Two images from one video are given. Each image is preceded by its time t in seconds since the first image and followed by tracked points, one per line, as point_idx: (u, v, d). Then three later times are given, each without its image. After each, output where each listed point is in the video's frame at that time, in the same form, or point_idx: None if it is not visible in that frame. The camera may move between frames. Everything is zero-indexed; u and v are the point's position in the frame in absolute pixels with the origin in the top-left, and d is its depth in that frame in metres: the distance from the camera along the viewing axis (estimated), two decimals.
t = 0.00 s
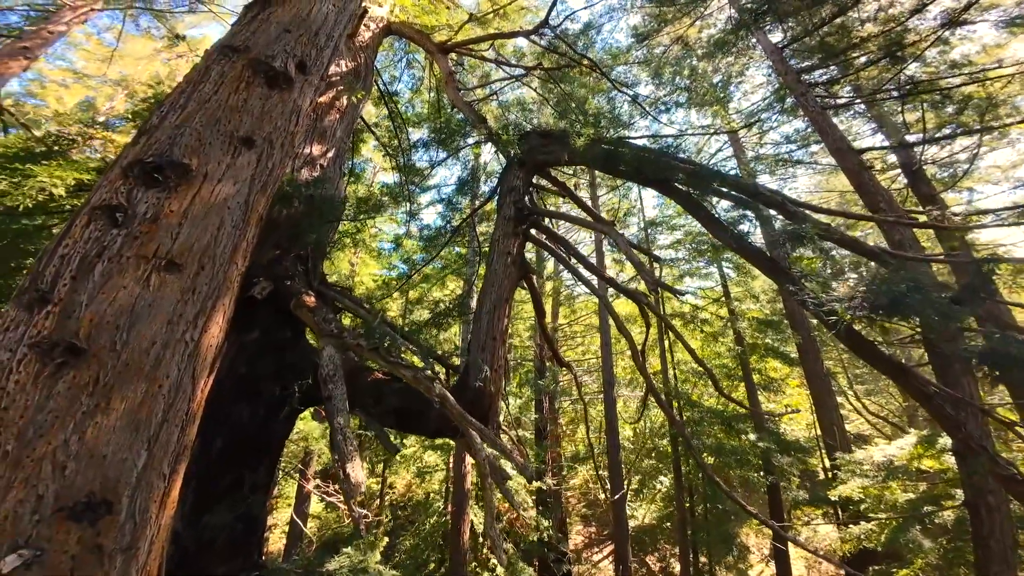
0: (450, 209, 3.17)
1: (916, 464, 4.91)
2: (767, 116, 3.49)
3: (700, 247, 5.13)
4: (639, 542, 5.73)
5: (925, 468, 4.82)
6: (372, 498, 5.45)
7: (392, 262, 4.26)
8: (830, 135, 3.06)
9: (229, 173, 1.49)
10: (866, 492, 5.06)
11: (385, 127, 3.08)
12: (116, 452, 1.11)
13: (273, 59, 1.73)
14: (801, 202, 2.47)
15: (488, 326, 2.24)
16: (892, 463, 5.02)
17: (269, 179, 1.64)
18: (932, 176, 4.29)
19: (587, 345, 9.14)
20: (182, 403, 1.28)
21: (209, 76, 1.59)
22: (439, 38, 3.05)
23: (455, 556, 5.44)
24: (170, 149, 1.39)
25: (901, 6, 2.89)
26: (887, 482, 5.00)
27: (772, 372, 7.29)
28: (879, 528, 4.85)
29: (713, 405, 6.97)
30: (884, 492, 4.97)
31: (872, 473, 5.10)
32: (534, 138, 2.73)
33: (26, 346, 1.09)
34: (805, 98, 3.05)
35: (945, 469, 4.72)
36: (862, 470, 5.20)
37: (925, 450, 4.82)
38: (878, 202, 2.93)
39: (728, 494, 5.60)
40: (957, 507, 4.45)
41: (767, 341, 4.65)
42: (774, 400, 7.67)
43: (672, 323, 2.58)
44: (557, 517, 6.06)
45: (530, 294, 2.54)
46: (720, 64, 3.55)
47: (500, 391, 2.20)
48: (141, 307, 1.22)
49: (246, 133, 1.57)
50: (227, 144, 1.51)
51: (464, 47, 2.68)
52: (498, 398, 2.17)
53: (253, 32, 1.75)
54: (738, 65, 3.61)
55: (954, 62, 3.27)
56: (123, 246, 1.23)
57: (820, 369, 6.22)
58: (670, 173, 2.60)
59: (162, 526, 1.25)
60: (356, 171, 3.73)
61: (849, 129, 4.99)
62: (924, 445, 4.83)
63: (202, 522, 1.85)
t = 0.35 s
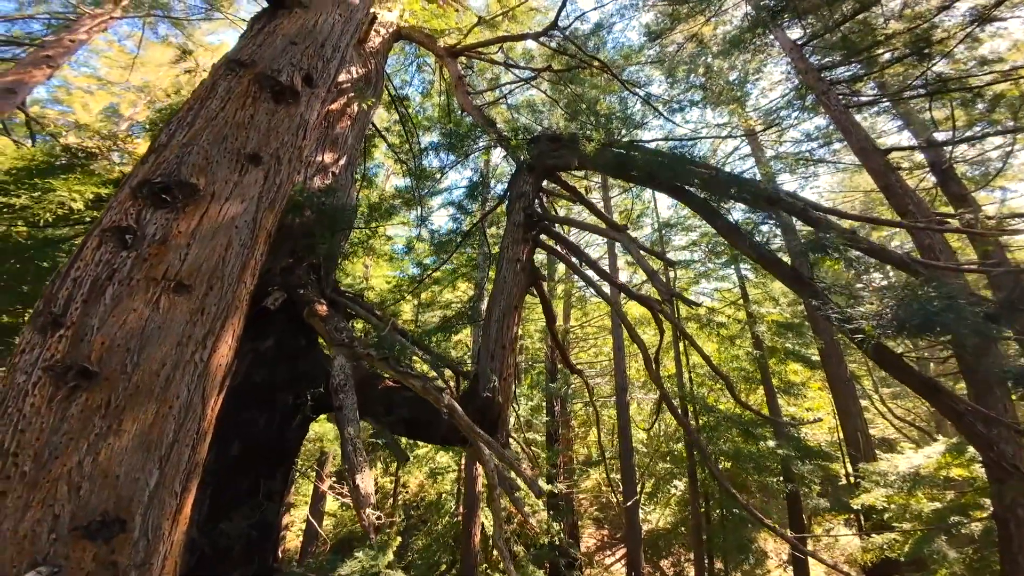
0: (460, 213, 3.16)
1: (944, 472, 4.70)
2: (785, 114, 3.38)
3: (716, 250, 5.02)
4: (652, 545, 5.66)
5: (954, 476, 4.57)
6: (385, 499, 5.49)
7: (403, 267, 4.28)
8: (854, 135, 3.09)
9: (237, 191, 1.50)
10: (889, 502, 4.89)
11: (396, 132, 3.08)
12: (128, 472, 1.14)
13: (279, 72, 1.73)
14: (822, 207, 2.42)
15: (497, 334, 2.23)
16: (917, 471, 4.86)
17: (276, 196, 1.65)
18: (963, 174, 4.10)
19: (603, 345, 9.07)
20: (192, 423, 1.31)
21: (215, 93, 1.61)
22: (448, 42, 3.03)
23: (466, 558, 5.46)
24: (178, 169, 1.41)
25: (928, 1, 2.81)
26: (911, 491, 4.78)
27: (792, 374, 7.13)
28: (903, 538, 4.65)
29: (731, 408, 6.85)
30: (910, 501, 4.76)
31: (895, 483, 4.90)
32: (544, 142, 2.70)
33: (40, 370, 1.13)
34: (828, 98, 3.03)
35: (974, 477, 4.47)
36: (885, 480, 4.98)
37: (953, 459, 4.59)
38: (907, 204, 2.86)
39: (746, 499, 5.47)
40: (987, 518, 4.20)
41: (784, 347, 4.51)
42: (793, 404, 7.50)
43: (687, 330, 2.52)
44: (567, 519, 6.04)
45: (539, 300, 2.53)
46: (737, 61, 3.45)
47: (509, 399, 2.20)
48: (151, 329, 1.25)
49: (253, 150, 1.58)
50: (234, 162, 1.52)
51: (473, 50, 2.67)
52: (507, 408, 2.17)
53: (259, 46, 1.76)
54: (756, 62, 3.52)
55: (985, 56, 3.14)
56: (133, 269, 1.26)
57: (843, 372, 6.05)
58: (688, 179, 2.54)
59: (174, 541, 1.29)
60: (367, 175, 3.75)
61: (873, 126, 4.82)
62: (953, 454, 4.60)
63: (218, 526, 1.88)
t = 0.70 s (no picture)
0: (472, 217, 3.15)
1: (970, 487, 4.47)
2: (810, 114, 3.42)
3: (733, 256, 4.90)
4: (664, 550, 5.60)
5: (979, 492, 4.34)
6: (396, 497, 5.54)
7: (414, 269, 4.30)
8: (882, 141, 2.82)
9: (247, 208, 1.48)
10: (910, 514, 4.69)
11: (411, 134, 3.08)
12: (141, 484, 1.16)
13: (289, 86, 1.71)
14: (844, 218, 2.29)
15: (506, 343, 2.22)
16: (941, 486, 4.61)
17: (287, 210, 1.63)
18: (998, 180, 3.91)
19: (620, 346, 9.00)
20: (203, 436, 1.32)
21: (227, 107, 1.59)
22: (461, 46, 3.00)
23: (473, 560, 5.50)
24: (190, 187, 1.40)
25: (960, 1, 2.75)
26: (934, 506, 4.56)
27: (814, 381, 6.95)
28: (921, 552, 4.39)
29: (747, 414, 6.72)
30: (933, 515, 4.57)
31: (917, 496, 4.70)
32: (555, 148, 2.67)
33: (60, 385, 1.15)
34: (853, 99, 2.90)
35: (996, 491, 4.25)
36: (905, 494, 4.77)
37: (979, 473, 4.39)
38: (937, 211, 2.74)
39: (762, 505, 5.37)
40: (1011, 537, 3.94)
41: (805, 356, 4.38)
42: (815, 412, 7.31)
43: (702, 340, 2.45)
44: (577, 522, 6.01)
45: (549, 308, 2.52)
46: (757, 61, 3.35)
47: (516, 409, 2.18)
48: (163, 346, 1.25)
49: (263, 165, 1.56)
50: (245, 178, 1.50)
51: (486, 54, 2.67)
52: (515, 416, 2.16)
53: (270, 58, 1.74)
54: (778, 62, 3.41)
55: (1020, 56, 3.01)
56: (146, 287, 1.26)
57: (866, 381, 5.87)
58: (704, 186, 2.51)
59: (187, 550, 1.30)
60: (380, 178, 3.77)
61: (901, 128, 4.63)
62: (979, 468, 4.40)
63: (231, 525, 1.89)
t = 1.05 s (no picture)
0: (481, 221, 3.13)
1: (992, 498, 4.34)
2: (830, 113, 3.38)
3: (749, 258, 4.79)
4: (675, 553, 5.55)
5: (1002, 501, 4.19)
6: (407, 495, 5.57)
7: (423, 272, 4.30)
8: (906, 143, 2.73)
9: (253, 223, 1.44)
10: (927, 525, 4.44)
11: (422, 136, 3.07)
12: (150, 497, 1.14)
13: (295, 98, 1.67)
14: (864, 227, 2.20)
15: (512, 350, 2.21)
16: (962, 495, 4.32)
17: (293, 223, 1.59)
18: None
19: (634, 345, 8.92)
20: (210, 449, 1.30)
21: (234, 120, 1.56)
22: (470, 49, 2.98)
23: (482, 561, 5.52)
24: (197, 202, 1.36)
25: (986, 3, 2.73)
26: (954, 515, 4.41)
27: (833, 386, 6.80)
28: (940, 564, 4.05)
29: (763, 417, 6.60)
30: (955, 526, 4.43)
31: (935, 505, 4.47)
32: (565, 152, 2.65)
33: (72, 401, 1.13)
34: (876, 100, 2.85)
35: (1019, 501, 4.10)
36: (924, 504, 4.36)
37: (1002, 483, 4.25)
38: (963, 217, 2.73)
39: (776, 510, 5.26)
40: None
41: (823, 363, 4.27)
42: (834, 417, 7.16)
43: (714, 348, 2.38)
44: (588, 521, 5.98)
45: (557, 314, 2.51)
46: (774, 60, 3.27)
47: (522, 417, 2.17)
48: (171, 362, 1.22)
49: (270, 179, 1.52)
50: (251, 193, 1.46)
51: (495, 56, 2.66)
52: (521, 424, 2.15)
53: (277, 69, 1.72)
54: (796, 61, 3.32)
55: None
56: (154, 303, 1.23)
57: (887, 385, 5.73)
58: (718, 192, 2.45)
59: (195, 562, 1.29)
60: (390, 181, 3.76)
61: (924, 126, 4.48)
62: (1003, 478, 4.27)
63: (244, 525, 2.00)
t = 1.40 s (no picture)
0: (486, 225, 3.12)
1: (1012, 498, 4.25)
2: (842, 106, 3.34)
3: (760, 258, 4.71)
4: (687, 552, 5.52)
5: None
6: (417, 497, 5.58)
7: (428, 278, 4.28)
8: (923, 139, 2.96)
9: (253, 241, 1.43)
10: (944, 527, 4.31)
11: (426, 139, 3.07)
12: (159, 517, 1.14)
13: (293, 111, 1.66)
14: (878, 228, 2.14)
15: (518, 357, 2.20)
16: (982, 497, 4.27)
17: (293, 239, 1.58)
18: None
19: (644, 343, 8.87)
20: (217, 468, 1.30)
21: (232, 136, 1.55)
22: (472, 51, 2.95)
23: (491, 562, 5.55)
24: (196, 222, 1.35)
25: None
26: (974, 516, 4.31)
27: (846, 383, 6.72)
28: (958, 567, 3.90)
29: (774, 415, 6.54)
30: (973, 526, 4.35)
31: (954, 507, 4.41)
32: (568, 155, 2.65)
33: (80, 424, 1.14)
34: (889, 96, 2.95)
35: None
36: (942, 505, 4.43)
37: None
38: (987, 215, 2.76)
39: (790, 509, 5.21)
40: None
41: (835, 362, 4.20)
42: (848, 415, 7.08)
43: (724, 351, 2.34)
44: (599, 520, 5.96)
45: (564, 319, 2.50)
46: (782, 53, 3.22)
47: (529, 424, 2.17)
48: (174, 384, 1.22)
49: (269, 197, 1.51)
50: (250, 211, 1.45)
51: (496, 58, 2.65)
52: (528, 431, 2.15)
53: (274, 81, 1.69)
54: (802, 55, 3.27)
55: None
56: (156, 326, 1.23)
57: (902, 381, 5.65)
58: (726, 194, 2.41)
59: None
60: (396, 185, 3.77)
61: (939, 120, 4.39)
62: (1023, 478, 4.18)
63: (253, 535, 1.99)
